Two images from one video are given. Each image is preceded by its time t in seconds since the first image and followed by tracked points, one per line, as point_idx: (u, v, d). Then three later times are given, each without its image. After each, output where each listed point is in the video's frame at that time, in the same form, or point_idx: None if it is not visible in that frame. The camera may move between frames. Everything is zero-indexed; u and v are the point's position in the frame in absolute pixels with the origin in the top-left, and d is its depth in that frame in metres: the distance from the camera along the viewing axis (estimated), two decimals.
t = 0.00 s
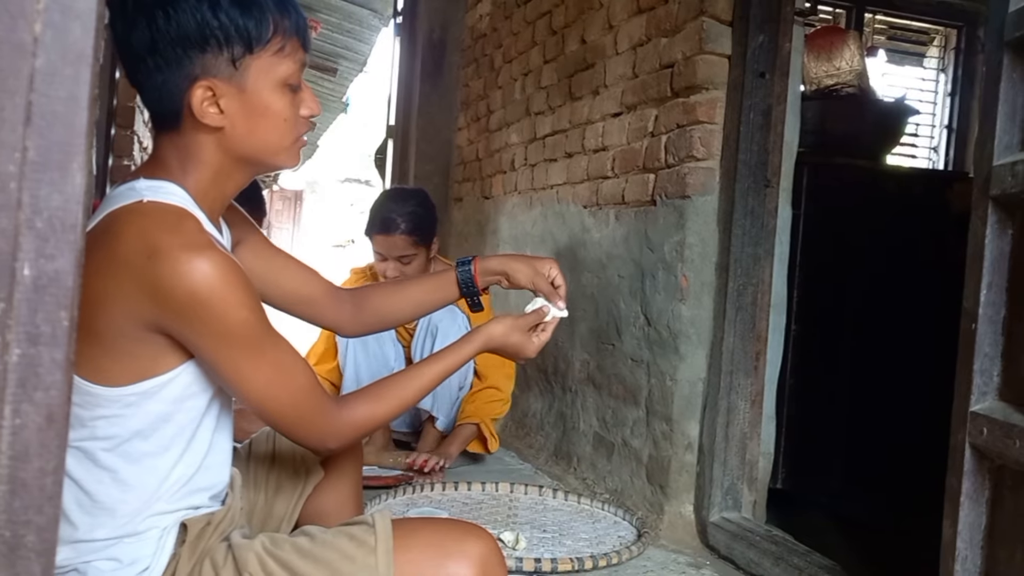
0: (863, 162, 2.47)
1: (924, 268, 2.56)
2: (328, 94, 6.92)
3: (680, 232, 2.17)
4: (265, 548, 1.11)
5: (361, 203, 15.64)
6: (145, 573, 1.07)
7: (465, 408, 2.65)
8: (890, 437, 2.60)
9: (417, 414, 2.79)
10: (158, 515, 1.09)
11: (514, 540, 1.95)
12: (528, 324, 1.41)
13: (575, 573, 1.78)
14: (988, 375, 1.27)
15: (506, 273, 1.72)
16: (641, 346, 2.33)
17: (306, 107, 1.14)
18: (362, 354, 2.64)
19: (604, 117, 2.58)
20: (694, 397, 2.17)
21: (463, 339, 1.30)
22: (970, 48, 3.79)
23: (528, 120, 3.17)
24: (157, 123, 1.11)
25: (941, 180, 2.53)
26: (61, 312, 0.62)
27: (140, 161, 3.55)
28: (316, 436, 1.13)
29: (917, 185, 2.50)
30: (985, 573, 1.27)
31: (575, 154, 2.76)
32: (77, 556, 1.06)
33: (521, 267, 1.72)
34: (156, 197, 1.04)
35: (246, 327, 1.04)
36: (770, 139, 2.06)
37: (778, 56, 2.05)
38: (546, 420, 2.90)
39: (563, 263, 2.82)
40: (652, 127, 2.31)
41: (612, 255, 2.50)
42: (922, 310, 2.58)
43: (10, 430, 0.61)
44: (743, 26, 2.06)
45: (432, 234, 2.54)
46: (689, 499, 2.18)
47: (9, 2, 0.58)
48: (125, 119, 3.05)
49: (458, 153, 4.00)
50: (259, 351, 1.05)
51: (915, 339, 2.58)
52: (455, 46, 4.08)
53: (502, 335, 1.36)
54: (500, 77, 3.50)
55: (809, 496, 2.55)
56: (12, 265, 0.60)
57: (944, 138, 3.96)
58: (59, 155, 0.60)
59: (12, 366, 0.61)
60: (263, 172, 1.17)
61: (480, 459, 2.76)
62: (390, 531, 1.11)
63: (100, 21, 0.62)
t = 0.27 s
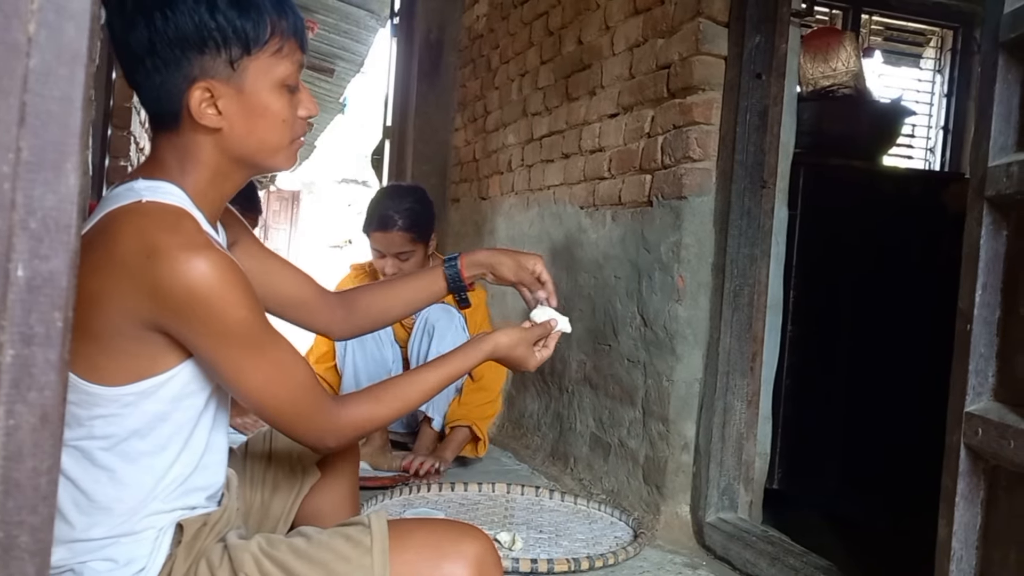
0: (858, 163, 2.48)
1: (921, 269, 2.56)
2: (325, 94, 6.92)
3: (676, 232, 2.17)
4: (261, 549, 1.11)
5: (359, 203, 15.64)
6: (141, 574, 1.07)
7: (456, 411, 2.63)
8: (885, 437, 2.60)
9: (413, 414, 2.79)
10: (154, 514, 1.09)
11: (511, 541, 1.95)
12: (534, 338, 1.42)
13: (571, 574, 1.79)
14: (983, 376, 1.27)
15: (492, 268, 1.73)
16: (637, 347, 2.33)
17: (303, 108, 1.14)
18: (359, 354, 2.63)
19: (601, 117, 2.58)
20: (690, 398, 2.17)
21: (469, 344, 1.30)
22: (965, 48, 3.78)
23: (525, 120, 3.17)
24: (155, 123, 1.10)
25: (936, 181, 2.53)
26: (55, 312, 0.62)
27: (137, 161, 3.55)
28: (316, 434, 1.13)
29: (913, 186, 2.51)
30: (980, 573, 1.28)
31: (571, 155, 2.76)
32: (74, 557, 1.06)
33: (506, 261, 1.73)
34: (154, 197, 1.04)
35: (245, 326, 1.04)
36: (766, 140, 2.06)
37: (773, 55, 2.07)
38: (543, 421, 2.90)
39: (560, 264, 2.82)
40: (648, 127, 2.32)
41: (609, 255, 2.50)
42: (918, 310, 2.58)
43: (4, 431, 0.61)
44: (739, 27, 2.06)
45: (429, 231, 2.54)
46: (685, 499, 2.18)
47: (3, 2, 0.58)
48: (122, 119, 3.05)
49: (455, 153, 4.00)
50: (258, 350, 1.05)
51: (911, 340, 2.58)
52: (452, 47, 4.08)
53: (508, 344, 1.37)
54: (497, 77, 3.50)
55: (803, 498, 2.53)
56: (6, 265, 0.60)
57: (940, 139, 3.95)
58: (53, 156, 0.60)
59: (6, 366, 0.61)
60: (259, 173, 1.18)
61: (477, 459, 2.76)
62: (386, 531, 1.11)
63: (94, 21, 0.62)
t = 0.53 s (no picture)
0: (855, 164, 2.49)
1: (918, 270, 2.57)
2: (324, 94, 6.91)
3: (675, 233, 2.17)
4: (260, 548, 1.11)
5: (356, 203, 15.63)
6: (139, 573, 1.07)
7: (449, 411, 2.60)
8: (883, 438, 2.61)
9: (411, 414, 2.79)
10: (152, 514, 1.09)
11: (509, 541, 1.95)
12: (535, 335, 1.42)
13: (570, 574, 1.79)
14: (982, 376, 1.27)
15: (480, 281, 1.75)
16: (635, 347, 2.33)
17: (302, 106, 1.14)
18: (358, 355, 2.64)
19: (600, 118, 2.58)
20: (688, 399, 2.17)
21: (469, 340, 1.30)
22: (964, 49, 3.83)
23: (524, 121, 3.17)
24: (153, 122, 1.10)
25: (934, 182, 2.53)
26: (57, 311, 0.62)
27: (135, 161, 3.54)
28: (318, 430, 1.13)
29: (911, 187, 2.51)
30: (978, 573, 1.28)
31: (570, 155, 2.77)
32: (72, 556, 1.06)
33: (495, 275, 1.75)
34: (153, 194, 1.04)
35: (244, 321, 1.04)
36: (765, 141, 2.06)
37: (772, 57, 2.07)
38: (541, 421, 2.90)
39: (559, 264, 2.82)
40: (647, 128, 2.32)
41: (607, 256, 2.51)
42: (916, 311, 2.58)
43: (6, 429, 0.61)
44: (737, 27, 2.07)
45: (427, 235, 2.54)
46: (683, 499, 2.18)
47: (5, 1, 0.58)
48: (120, 118, 3.05)
49: (453, 154, 4.00)
50: (258, 346, 1.05)
51: (908, 340, 2.59)
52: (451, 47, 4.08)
53: (510, 340, 1.37)
54: (495, 78, 3.51)
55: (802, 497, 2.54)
56: (8, 263, 0.60)
57: (938, 140, 3.98)
58: (54, 154, 0.60)
59: (8, 364, 0.61)
60: (258, 172, 1.17)
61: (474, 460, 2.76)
62: (385, 530, 1.11)
63: (97, 20, 0.62)
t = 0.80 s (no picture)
0: (852, 165, 2.49)
1: (915, 271, 2.57)
2: (321, 94, 6.90)
3: (672, 234, 2.17)
4: (257, 548, 1.11)
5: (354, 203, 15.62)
6: (136, 573, 1.06)
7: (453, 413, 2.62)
8: (881, 439, 2.60)
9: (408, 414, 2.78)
10: (149, 515, 1.09)
11: (506, 541, 1.95)
12: (531, 334, 1.41)
13: (567, 574, 1.79)
14: (979, 377, 1.28)
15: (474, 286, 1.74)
16: (633, 347, 2.34)
17: (298, 104, 1.14)
18: (356, 358, 2.64)
19: (598, 118, 2.58)
20: (685, 400, 2.17)
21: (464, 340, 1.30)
22: (960, 50, 3.84)
23: (521, 121, 3.17)
24: (150, 121, 1.10)
25: (930, 183, 2.54)
26: (55, 312, 0.62)
27: (132, 161, 3.54)
28: (314, 429, 1.13)
29: (907, 188, 2.51)
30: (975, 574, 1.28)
31: (568, 156, 2.77)
32: (68, 557, 1.06)
33: (487, 279, 1.74)
34: (149, 193, 1.04)
35: (239, 320, 1.04)
36: (762, 142, 2.06)
37: (770, 58, 2.07)
38: (538, 422, 2.90)
39: (556, 264, 2.82)
40: (645, 129, 2.32)
41: (605, 256, 2.51)
42: (913, 311, 2.59)
43: (4, 430, 0.61)
44: (735, 28, 2.07)
45: (424, 235, 2.53)
46: (680, 500, 2.18)
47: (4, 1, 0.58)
48: (117, 118, 3.04)
49: (451, 154, 4.00)
50: (253, 344, 1.05)
51: (905, 341, 2.59)
52: (448, 47, 4.08)
53: (505, 340, 1.37)
54: (493, 78, 3.50)
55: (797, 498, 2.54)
56: (6, 264, 0.60)
57: (934, 141, 3.99)
58: (53, 154, 0.60)
59: (6, 365, 0.61)
60: (255, 171, 1.17)
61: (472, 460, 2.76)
62: (382, 530, 1.11)
63: (95, 20, 0.62)
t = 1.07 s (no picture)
0: (848, 164, 2.49)
1: (912, 271, 2.56)
2: (318, 93, 6.89)
3: (668, 233, 2.17)
4: (250, 547, 1.10)
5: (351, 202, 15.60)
6: (129, 573, 1.06)
7: (445, 413, 2.60)
8: (878, 438, 2.60)
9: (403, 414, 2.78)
10: (142, 513, 1.09)
11: (502, 540, 1.95)
12: (528, 335, 1.41)
13: (562, 574, 1.79)
14: (974, 377, 1.28)
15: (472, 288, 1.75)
16: (629, 346, 2.33)
17: (292, 102, 1.14)
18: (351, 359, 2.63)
19: (594, 117, 2.58)
20: (682, 399, 2.17)
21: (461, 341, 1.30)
22: (957, 50, 3.83)
23: (518, 120, 3.17)
24: (143, 119, 1.09)
25: (927, 183, 2.53)
26: (45, 310, 0.61)
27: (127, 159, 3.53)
28: (309, 427, 1.13)
29: (904, 188, 2.51)
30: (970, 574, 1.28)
31: (564, 154, 2.76)
32: (61, 556, 1.05)
33: (485, 281, 1.74)
34: (141, 190, 1.04)
35: (232, 317, 1.03)
36: (759, 141, 2.06)
37: (766, 57, 2.07)
38: (534, 421, 2.90)
39: (552, 264, 2.81)
40: (641, 128, 2.32)
41: (601, 255, 2.50)
42: (910, 311, 2.58)
43: None
44: (732, 27, 2.06)
45: (418, 231, 2.53)
46: (676, 499, 2.18)
47: None
48: (112, 115, 3.03)
49: (447, 152, 4.00)
50: (246, 342, 1.05)
51: (902, 340, 2.59)
52: (445, 46, 4.07)
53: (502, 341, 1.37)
54: (489, 77, 3.50)
55: (792, 498, 2.55)
56: None
57: (930, 141, 3.99)
58: (44, 151, 0.60)
59: None
60: (248, 169, 1.17)
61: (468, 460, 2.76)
62: (376, 529, 1.10)
63: (86, 16, 0.62)
